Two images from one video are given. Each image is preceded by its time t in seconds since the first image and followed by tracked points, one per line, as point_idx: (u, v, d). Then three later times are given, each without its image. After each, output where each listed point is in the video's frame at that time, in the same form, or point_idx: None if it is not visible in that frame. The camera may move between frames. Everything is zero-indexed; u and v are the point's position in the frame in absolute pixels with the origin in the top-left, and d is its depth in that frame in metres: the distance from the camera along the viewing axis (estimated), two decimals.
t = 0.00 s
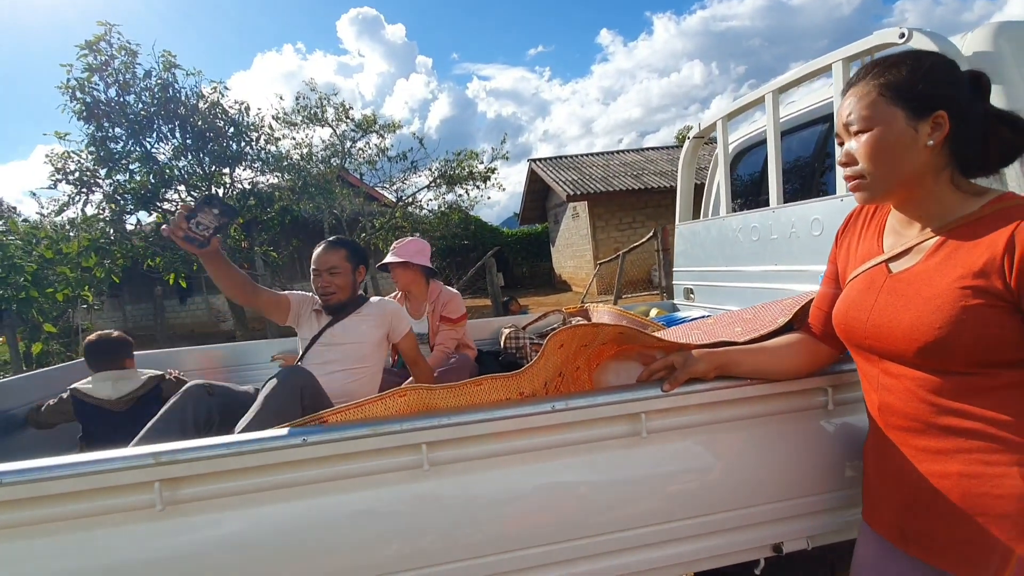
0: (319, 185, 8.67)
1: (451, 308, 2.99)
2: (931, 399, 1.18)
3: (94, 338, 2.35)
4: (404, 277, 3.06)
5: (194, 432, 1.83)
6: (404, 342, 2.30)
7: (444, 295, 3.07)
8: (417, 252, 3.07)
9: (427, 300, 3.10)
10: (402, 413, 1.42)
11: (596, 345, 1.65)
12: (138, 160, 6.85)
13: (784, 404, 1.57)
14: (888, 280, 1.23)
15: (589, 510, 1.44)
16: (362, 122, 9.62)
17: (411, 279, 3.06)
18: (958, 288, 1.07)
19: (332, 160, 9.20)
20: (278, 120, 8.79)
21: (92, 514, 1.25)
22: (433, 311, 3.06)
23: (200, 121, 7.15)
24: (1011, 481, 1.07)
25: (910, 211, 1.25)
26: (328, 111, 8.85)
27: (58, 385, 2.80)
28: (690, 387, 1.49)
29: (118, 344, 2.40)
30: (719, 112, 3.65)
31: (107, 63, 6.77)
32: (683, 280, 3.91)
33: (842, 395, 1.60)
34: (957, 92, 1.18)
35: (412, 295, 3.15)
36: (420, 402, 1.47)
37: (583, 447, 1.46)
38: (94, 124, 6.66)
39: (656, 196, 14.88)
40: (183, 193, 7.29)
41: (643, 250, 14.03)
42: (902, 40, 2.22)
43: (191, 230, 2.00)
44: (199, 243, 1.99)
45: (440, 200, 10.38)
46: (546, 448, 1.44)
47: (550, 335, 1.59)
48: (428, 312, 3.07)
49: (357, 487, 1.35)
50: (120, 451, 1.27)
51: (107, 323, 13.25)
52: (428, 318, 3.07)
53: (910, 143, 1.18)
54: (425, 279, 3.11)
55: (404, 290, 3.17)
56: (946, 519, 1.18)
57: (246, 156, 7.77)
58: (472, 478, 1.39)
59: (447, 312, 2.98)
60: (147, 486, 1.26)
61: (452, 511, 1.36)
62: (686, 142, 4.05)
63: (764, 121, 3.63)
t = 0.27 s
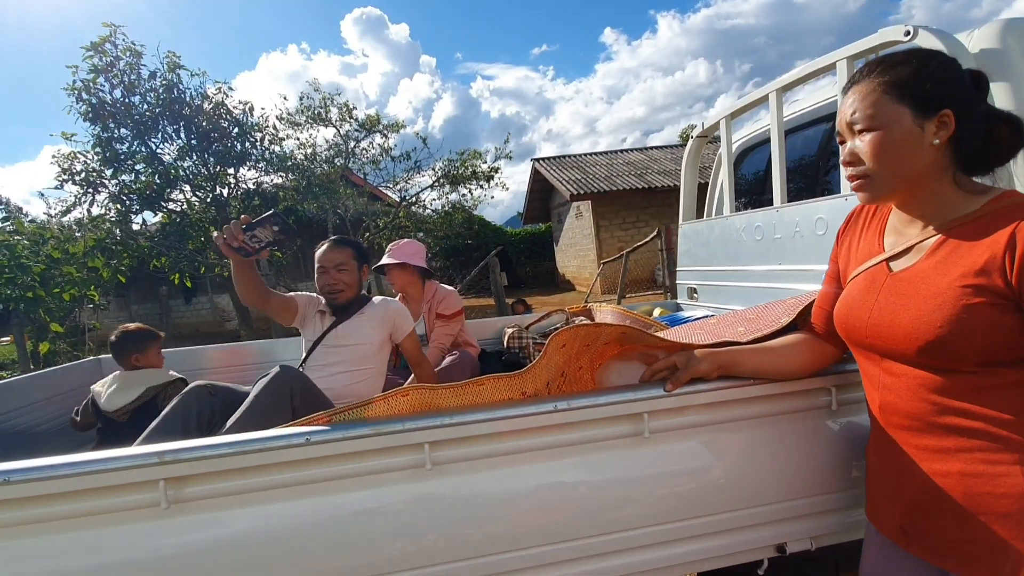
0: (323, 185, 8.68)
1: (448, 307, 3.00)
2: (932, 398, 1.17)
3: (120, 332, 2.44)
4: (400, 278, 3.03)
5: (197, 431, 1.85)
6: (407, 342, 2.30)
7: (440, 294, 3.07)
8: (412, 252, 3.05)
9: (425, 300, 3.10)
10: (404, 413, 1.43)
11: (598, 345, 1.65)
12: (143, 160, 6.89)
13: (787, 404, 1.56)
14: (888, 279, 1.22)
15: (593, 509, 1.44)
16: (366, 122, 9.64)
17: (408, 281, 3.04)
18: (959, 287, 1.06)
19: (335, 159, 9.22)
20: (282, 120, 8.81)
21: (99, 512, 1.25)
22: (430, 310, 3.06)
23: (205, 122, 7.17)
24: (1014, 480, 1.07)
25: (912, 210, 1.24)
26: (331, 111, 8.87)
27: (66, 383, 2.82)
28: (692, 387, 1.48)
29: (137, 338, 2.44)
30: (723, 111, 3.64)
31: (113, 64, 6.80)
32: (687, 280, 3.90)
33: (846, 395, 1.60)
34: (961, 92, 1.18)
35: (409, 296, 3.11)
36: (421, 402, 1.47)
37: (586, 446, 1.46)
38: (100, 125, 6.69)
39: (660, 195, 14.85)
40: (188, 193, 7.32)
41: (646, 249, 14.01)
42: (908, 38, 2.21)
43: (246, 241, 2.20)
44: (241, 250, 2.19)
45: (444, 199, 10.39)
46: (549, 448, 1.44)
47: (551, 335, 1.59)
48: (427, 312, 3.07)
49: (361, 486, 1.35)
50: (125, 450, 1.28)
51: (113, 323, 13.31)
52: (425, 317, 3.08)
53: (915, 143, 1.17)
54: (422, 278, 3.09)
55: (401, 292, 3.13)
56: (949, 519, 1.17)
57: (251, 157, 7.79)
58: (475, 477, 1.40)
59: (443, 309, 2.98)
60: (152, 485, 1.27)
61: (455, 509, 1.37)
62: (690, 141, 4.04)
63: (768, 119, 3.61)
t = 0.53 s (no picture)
0: (329, 185, 8.71)
1: (451, 307, 3.00)
2: (946, 399, 1.16)
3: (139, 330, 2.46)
4: (403, 279, 3.03)
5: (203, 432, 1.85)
6: (414, 342, 2.31)
7: (443, 294, 3.07)
8: (415, 253, 3.05)
9: (427, 301, 3.10)
10: (412, 413, 1.43)
11: (606, 345, 1.64)
12: (150, 161, 6.93)
13: (796, 404, 1.55)
14: (901, 278, 1.21)
15: (602, 510, 1.43)
16: (371, 122, 9.66)
17: (410, 282, 3.04)
18: (974, 286, 1.05)
19: (341, 160, 9.25)
20: (288, 121, 8.84)
21: (109, 511, 1.26)
22: (432, 311, 3.05)
23: (211, 123, 7.21)
24: None
25: (926, 207, 1.23)
26: (337, 111, 8.89)
27: (75, 382, 2.84)
28: (701, 387, 1.48)
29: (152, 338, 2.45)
30: (730, 110, 3.62)
31: (120, 65, 6.85)
32: (693, 279, 3.89)
33: (857, 396, 1.58)
34: (976, 89, 1.16)
35: (412, 296, 3.10)
36: (430, 402, 1.47)
37: (595, 446, 1.46)
38: (108, 126, 6.74)
39: (665, 195, 14.82)
40: (195, 194, 7.36)
41: (652, 249, 13.98)
42: (918, 35, 2.19)
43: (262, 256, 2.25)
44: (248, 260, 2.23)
45: (449, 199, 10.40)
46: (558, 448, 1.43)
47: (559, 335, 1.59)
48: (429, 313, 3.07)
49: (370, 486, 1.35)
50: (135, 450, 1.28)
51: (121, 322, 13.40)
52: (428, 319, 3.07)
53: (930, 141, 1.16)
54: (425, 279, 3.08)
55: (404, 292, 3.12)
56: (962, 520, 1.16)
57: (257, 157, 7.83)
58: (484, 477, 1.39)
59: (444, 311, 2.98)
60: (162, 484, 1.27)
61: (464, 509, 1.37)
62: (696, 140, 4.02)
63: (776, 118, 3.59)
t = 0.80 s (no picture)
0: (334, 185, 8.72)
1: (456, 307, 3.01)
2: (964, 399, 1.14)
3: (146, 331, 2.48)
4: (410, 279, 3.03)
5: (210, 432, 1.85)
6: (422, 341, 2.31)
7: (449, 294, 3.07)
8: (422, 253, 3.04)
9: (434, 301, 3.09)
10: (422, 413, 1.42)
11: (616, 345, 1.63)
12: (157, 162, 6.96)
13: (808, 405, 1.54)
14: (918, 277, 1.20)
15: (612, 510, 1.43)
16: (376, 123, 9.68)
17: (417, 283, 3.02)
18: (995, 285, 1.03)
19: (347, 160, 9.26)
20: (293, 122, 8.87)
21: (120, 510, 1.26)
22: (438, 311, 3.05)
23: (218, 123, 7.23)
24: None
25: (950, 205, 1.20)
26: (343, 112, 8.91)
27: (83, 381, 2.85)
28: (712, 388, 1.46)
29: (157, 338, 2.47)
30: (737, 109, 3.61)
31: (128, 67, 6.88)
32: (700, 279, 3.88)
33: (869, 396, 1.57)
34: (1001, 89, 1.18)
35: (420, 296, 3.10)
36: (439, 402, 1.46)
37: (605, 447, 1.45)
38: (116, 127, 6.77)
39: (670, 195, 14.78)
40: (202, 194, 7.39)
41: (657, 249, 13.95)
42: (929, 33, 2.17)
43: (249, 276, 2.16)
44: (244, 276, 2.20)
45: (454, 199, 10.41)
46: (567, 448, 1.42)
47: (569, 335, 1.58)
48: (436, 313, 3.07)
49: (379, 486, 1.35)
50: (146, 449, 1.28)
51: (129, 322, 13.48)
52: (436, 318, 3.07)
53: (974, 131, 1.13)
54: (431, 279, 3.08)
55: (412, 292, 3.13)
56: (978, 523, 1.15)
57: (263, 158, 7.85)
58: (494, 477, 1.39)
59: (451, 310, 3.00)
60: (173, 483, 1.27)
61: (473, 510, 1.36)
62: (703, 139, 4.01)
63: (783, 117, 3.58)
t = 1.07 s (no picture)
0: (339, 184, 8.72)
1: (466, 304, 2.99)
2: (983, 399, 1.13)
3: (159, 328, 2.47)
4: (419, 277, 3.03)
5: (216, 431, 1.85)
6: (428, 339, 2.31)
7: (459, 291, 3.05)
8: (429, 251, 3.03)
9: (442, 298, 3.08)
10: (431, 411, 1.41)
11: (624, 344, 1.62)
12: (163, 161, 6.98)
13: (820, 405, 1.52)
14: (938, 275, 1.18)
15: (622, 510, 1.42)
16: (380, 122, 9.67)
17: (426, 279, 3.03)
18: (1017, 283, 1.02)
19: (351, 159, 9.26)
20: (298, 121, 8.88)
21: (128, 508, 1.26)
22: (447, 308, 3.04)
23: (223, 122, 7.24)
24: None
25: (971, 200, 1.19)
26: (347, 111, 8.91)
27: (89, 379, 2.85)
28: (722, 387, 1.45)
29: (167, 337, 2.45)
30: (745, 107, 3.59)
31: (133, 66, 6.90)
32: (707, 278, 3.86)
33: (882, 396, 1.55)
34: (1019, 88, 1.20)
35: (428, 293, 3.09)
36: (448, 400, 1.46)
37: (615, 446, 1.44)
38: (121, 127, 6.79)
39: (675, 194, 14.74)
40: (206, 194, 7.40)
41: (662, 247, 13.91)
42: (940, 29, 2.15)
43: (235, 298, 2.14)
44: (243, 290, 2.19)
45: (458, 198, 10.40)
46: (576, 447, 1.41)
47: (579, 333, 1.56)
48: (445, 310, 3.06)
49: (387, 485, 1.34)
50: (154, 448, 1.28)
51: (134, 321, 13.53)
52: (445, 315, 3.07)
53: (1004, 125, 1.13)
54: (440, 276, 3.07)
55: (420, 289, 3.11)
56: (995, 525, 1.13)
57: (268, 157, 7.86)
58: (503, 476, 1.38)
59: (460, 308, 2.98)
60: (181, 482, 1.26)
61: (482, 509, 1.35)
62: (710, 137, 3.98)
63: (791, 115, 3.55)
